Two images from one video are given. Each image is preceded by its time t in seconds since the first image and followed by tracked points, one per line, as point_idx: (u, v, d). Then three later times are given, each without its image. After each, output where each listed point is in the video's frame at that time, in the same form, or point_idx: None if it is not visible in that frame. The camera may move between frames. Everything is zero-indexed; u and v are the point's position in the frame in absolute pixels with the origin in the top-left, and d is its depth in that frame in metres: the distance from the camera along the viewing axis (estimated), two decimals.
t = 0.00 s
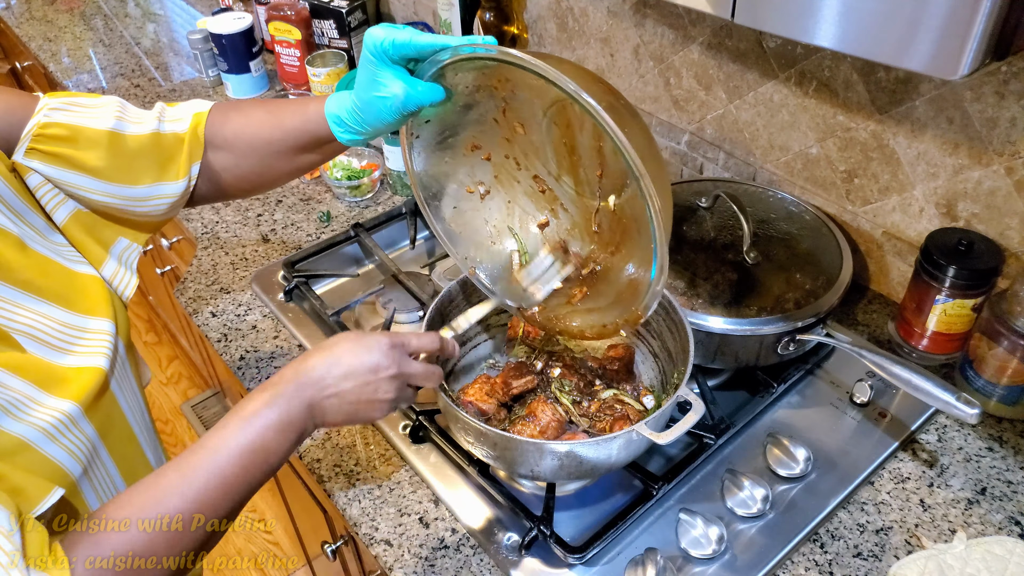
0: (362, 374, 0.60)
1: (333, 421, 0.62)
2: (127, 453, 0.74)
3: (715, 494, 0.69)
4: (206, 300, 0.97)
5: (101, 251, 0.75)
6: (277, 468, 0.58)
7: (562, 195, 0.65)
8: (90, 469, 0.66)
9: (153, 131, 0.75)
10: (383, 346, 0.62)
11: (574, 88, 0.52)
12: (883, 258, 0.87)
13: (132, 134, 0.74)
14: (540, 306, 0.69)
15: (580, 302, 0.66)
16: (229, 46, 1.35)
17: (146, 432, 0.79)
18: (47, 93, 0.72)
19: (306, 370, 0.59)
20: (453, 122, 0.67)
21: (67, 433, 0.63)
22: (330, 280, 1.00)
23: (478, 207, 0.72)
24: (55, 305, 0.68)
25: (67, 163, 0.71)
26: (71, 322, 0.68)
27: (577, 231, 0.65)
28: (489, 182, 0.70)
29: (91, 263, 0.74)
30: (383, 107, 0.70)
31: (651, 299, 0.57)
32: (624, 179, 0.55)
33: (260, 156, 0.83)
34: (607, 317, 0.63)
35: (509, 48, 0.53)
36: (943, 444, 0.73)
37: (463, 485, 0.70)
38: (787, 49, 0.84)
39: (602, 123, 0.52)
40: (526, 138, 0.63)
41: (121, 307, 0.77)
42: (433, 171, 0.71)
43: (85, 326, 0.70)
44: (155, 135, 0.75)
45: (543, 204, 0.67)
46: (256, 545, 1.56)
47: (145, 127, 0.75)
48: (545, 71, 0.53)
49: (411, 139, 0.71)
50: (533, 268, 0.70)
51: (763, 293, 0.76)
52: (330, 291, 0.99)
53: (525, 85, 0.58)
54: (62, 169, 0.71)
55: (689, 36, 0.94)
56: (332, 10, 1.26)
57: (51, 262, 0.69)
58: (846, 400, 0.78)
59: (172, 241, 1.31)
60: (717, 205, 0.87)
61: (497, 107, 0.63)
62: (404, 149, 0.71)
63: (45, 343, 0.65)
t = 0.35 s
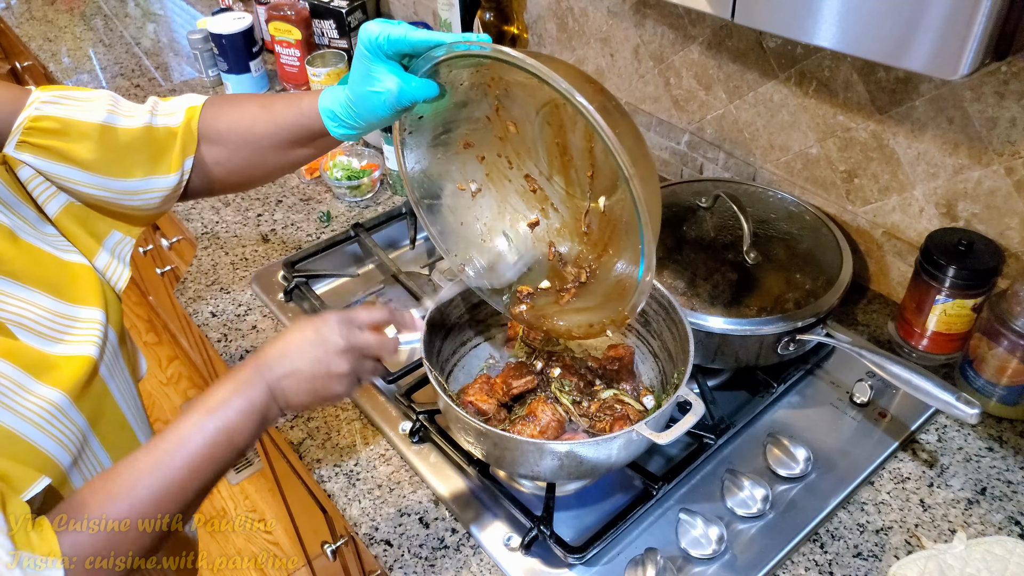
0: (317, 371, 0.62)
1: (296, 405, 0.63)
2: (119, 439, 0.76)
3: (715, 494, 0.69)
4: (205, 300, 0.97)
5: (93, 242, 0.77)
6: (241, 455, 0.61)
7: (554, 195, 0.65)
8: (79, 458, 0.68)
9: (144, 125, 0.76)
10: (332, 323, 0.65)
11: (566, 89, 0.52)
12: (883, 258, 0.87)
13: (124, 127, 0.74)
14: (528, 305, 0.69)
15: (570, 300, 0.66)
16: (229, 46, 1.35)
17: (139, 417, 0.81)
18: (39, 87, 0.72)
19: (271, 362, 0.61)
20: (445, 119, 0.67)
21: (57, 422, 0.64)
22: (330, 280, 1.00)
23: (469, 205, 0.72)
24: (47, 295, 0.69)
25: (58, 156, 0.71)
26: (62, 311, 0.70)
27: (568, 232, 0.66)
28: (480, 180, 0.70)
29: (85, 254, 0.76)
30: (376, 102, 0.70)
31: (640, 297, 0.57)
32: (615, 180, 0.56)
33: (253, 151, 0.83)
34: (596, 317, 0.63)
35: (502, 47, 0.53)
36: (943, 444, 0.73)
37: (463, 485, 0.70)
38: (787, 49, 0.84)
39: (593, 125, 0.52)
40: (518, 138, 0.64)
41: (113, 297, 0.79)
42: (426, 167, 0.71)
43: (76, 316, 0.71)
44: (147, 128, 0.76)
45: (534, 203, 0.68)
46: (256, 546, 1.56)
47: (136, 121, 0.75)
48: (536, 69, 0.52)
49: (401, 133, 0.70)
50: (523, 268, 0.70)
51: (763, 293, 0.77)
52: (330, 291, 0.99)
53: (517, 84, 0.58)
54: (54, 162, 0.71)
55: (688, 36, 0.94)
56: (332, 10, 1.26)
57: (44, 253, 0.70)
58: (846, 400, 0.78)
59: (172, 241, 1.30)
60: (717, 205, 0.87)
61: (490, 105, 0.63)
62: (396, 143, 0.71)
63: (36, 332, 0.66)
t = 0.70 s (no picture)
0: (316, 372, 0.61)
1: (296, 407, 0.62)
2: (110, 437, 0.77)
3: (715, 494, 0.69)
4: (206, 300, 0.97)
5: (88, 240, 0.76)
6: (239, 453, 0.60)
7: (551, 193, 0.65)
8: (71, 455, 0.70)
9: (143, 126, 0.76)
10: (338, 327, 0.63)
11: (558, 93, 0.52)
12: (883, 258, 0.87)
13: (122, 128, 0.75)
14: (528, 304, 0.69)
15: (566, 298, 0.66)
16: (229, 46, 1.35)
17: (132, 414, 0.82)
18: (38, 86, 0.73)
19: (274, 363, 0.60)
20: (441, 121, 0.67)
21: (46, 420, 0.65)
22: (330, 280, 1.00)
23: (466, 204, 0.72)
24: (43, 293, 0.70)
25: (55, 155, 0.71)
26: (57, 309, 0.70)
27: (566, 229, 0.65)
28: (478, 178, 0.70)
29: (80, 251, 0.76)
30: (368, 107, 0.70)
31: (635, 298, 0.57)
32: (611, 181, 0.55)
33: (249, 152, 0.83)
34: (593, 315, 0.63)
35: (492, 52, 0.53)
36: (943, 444, 0.73)
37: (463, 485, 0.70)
38: (787, 49, 0.84)
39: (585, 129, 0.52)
40: (515, 136, 0.63)
41: (111, 295, 0.79)
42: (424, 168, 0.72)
43: (70, 313, 0.71)
44: (144, 128, 0.76)
45: (532, 200, 0.67)
46: (256, 546, 1.56)
47: (134, 122, 0.76)
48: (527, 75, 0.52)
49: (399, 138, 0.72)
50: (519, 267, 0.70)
51: (763, 293, 0.76)
52: (330, 291, 0.99)
53: (511, 85, 0.58)
54: (50, 161, 0.72)
55: (688, 36, 0.94)
56: (332, 10, 1.26)
57: (40, 251, 0.71)
58: (846, 400, 0.78)
59: (172, 241, 1.30)
60: (717, 205, 0.87)
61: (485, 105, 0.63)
62: (393, 145, 0.72)
63: (28, 330, 0.66)
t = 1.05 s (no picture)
0: (301, 314, 0.64)
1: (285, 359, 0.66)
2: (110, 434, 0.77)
3: (715, 494, 0.69)
4: (206, 300, 0.97)
5: (86, 238, 0.76)
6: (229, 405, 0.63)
7: (546, 194, 0.65)
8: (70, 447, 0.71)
9: (141, 128, 0.76)
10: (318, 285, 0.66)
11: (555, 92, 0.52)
12: (883, 258, 0.87)
13: (120, 129, 0.75)
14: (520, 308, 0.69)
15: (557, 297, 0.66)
16: (229, 46, 1.35)
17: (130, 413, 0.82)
18: (38, 87, 0.73)
19: (248, 314, 0.62)
20: (434, 122, 0.67)
21: (40, 408, 0.66)
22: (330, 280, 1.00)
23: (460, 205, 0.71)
24: (40, 289, 0.70)
25: (52, 155, 0.71)
26: (54, 305, 0.70)
27: (560, 231, 0.66)
28: (470, 181, 0.70)
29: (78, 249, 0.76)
30: (361, 106, 0.71)
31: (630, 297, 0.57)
32: (603, 182, 0.56)
33: (246, 155, 0.83)
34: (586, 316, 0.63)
35: (487, 48, 0.53)
36: (943, 444, 0.73)
37: (463, 485, 0.70)
38: (787, 49, 0.84)
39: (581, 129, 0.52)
40: (509, 136, 0.63)
41: (109, 294, 0.79)
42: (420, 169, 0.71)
43: (68, 309, 0.72)
44: (142, 130, 0.76)
45: (526, 203, 0.68)
46: (256, 546, 1.56)
47: (132, 123, 0.76)
48: (524, 73, 0.52)
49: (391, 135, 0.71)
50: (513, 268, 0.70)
51: (762, 293, 0.76)
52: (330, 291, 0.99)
53: (506, 83, 0.58)
54: (47, 160, 0.71)
55: (688, 36, 0.94)
56: (332, 10, 1.26)
57: (37, 247, 0.71)
58: (846, 400, 0.78)
59: (172, 241, 1.29)
60: (717, 205, 0.87)
61: (478, 107, 0.63)
62: (383, 142, 0.72)
63: (26, 325, 0.67)
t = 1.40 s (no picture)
0: (295, 289, 0.65)
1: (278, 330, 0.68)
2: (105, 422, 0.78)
3: (715, 494, 0.69)
4: (206, 300, 0.97)
5: (77, 231, 0.76)
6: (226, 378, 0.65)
7: (532, 189, 0.65)
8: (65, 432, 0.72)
9: (131, 122, 0.76)
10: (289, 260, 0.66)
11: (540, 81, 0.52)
12: (883, 258, 0.87)
13: (110, 124, 0.75)
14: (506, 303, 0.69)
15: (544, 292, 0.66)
16: (229, 46, 1.35)
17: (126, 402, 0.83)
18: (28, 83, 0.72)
19: (244, 289, 0.64)
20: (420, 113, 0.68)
21: (37, 394, 0.67)
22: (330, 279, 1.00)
23: (448, 201, 0.71)
24: (34, 280, 0.70)
25: (42, 150, 0.71)
26: (49, 297, 0.70)
27: (545, 225, 0.65)
28: (455, 176, 0.70)
29: (69, 242, 0.76)
30: (346, 94, 0.72)
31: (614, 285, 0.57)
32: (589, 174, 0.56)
33: (232, 151, 0.83)
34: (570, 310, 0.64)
35: (471, 34, 0.54)
36: (943, 444, 0.73)
37: (463, 485, 0.70)
38: (787, 49, 0.84)
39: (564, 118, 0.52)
40: (495, 131, 0.64)
41: (104, 286, 0.78)
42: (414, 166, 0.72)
43: (63, 303, 0.71)
44: (132, 125, 0.76)
45: (512, 198, 0.67)
46: (256, 546, 1.56)
47: (122, 119, 0.76)
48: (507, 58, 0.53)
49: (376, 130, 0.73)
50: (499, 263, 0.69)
51: (762, 293, 0.76)
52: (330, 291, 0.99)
53: (492, 74, 0.58)
54: (37, 155, 0.71)
55: (688, 36, 0.94)
56: (332, 10, 1.26)
57: (30, 238, 0.71)
58: (846, 400, 0.78)
59: (172, 241, 1.29)
60: (717, 205, 0.87)
61: (462, 101, 0.64)
62: (370, 134, 0.73)
63: (21, 315, 0.67)
